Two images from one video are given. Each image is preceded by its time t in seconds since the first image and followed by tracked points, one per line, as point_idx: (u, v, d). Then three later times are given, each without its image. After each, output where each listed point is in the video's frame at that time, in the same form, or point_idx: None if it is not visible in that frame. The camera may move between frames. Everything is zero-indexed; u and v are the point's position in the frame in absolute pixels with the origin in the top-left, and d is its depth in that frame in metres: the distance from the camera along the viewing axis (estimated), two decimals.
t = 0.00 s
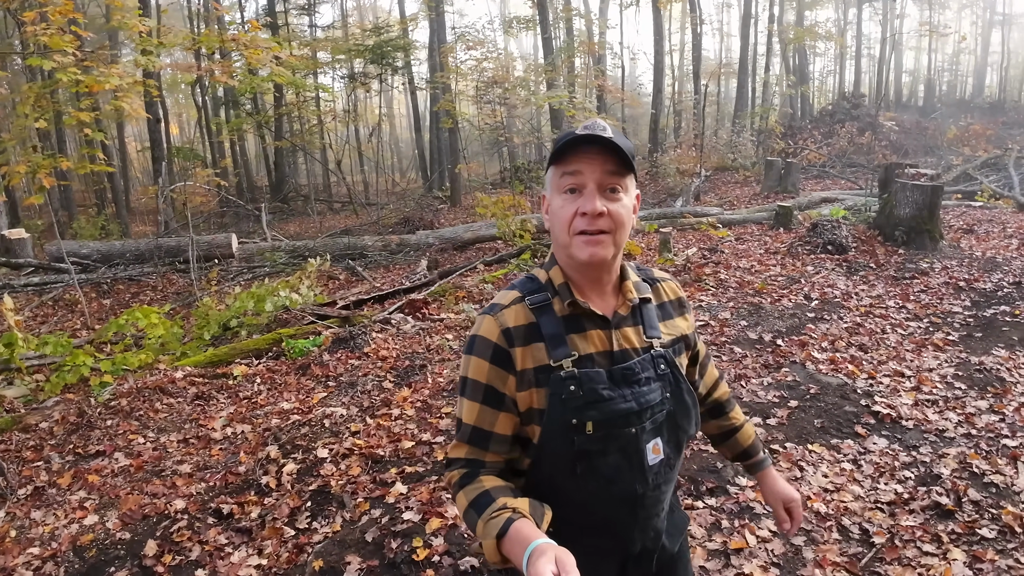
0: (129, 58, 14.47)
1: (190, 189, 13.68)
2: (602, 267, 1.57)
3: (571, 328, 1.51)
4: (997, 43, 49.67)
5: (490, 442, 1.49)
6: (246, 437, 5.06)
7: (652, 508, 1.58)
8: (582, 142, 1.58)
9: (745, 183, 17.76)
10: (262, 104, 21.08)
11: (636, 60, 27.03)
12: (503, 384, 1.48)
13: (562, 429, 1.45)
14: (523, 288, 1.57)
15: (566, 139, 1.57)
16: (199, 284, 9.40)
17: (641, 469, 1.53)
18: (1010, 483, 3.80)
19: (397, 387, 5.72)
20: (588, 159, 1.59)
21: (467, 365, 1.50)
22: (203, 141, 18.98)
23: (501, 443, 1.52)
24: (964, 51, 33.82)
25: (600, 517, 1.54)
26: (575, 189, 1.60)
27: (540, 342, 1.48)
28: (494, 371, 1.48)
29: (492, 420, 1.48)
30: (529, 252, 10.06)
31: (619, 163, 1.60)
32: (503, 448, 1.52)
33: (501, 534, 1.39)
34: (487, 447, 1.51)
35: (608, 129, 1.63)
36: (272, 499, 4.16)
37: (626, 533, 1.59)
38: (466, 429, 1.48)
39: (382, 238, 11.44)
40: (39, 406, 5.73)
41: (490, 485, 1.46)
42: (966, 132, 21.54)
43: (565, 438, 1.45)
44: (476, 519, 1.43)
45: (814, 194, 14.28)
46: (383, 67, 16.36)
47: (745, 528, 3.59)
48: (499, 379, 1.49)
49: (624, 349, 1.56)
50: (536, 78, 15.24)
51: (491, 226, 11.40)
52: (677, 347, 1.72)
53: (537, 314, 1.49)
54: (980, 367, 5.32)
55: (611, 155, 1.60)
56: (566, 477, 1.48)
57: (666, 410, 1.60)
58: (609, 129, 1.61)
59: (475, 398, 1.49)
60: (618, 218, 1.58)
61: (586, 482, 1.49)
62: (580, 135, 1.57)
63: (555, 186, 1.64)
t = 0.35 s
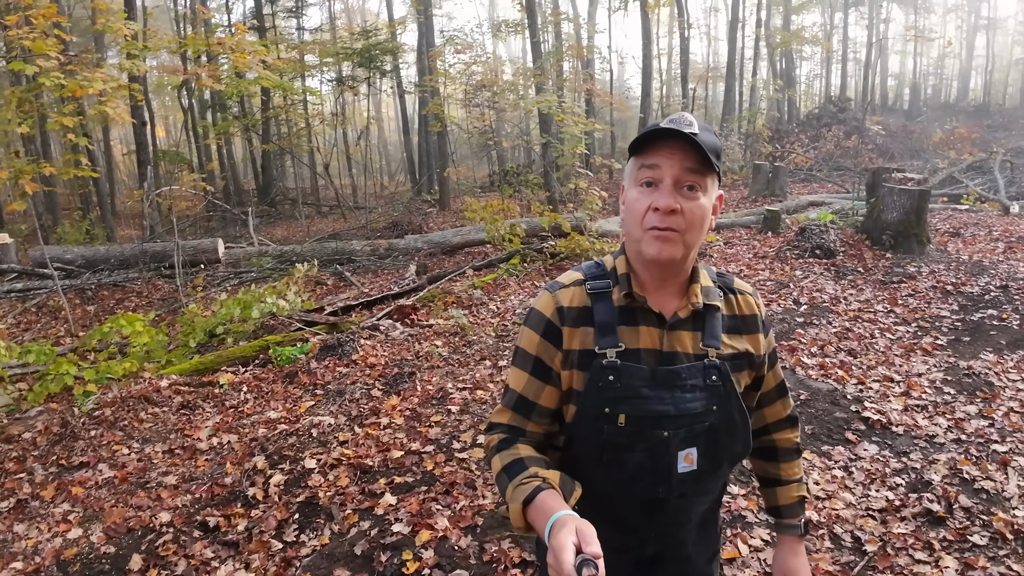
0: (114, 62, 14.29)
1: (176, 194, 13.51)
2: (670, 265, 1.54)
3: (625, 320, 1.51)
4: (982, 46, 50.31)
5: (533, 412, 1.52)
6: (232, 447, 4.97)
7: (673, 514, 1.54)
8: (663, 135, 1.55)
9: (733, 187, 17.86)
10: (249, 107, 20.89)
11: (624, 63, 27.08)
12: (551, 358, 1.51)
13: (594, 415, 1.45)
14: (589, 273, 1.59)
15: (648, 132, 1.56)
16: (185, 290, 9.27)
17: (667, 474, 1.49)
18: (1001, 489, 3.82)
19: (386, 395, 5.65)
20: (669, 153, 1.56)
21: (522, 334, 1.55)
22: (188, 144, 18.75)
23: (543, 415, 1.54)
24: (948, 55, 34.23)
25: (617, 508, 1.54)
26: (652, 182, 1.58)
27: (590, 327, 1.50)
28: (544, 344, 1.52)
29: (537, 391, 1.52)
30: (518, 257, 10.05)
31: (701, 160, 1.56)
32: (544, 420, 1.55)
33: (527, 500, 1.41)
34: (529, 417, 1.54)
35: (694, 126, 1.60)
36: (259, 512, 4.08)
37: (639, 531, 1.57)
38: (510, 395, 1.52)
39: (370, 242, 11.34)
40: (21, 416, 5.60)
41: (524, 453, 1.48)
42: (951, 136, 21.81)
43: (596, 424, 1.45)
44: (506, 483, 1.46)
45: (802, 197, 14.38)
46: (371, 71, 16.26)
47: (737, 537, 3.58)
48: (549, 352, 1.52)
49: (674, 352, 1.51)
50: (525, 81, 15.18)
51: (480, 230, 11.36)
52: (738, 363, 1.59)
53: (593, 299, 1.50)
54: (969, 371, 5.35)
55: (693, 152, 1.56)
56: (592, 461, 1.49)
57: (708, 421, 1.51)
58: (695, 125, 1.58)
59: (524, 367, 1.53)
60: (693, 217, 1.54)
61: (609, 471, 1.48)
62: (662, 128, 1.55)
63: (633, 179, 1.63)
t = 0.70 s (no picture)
0: (88, 69, 14.01)
1: (152, 203, 13.24)
2: (682, 267, 1.55)
3: (632, 326, 1.52)
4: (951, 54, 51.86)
5: (546, 413, 1.57)
6: (217, 460, 4.86)
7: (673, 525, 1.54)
8: (665, 138, 1.58)
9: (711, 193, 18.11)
10: (226, 115, 20.63)
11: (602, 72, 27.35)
12: (561, 360, 1.56)
13: (596, 420, 1.48)
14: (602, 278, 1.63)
15: (653, 135, 1.58)
16: (164, 301, 9.08)
17: (667, 484, 1.49)
18: (986, 487, 3.92)
19: (373, 405, 5.59)
20: (674, 156, 1.59)
21: (533, 335, 1.61)
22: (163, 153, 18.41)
23: (556, 417, 1.60)
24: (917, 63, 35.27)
25: (617, 513, 1.56)
26: (659, 186, 1.60)
27: (598, 331, 1.54)
28: (553, 346, 1.57)
29: (549, 393, 1.57)
30: (501, 265, 10.06)
31: (704, 162, 1.58)
32: (557, 421, 1.60)
33: (537, 500, 1.45)
34: (542, 418, 1.59)
35: (695, 129, 1.62)
36: (247, 526, 3.99)
37: (638, 538, 1.58)
38: (524, 396, 1.58)
39: (352, 251, 11.23)
40: None
41: (536, 455, 1.53)
42: (923, 142, 22.45)
43: (596, 428, 1.48)
44: (516, 484, 1.50)
45: (779, 204, 14.65)
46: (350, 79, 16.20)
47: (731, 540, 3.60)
48: (560, 355, 1.58)
49: (680, 361, 1.51)
50: (505, 90, 15.22)
51: (462, 238, 11.33)
52: (750, 377, 1.55)
53: (603, 304, 1.53)
54: (950, 372, 5.49)
55: (697, 154, 1.58)
56: (593, 466, 1.52)
57: (713, 434, 1.49)
58: (696, 127, 1.61)
59: (535, 368, 1.59)
60: (702, 217, 1.55)
61: (609, 476, 1.51)
62: (667, 131, 1.57)
63: (640, 184, 1.64)
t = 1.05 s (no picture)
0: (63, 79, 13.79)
1: (133, 214, 13.10)
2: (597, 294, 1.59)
3: (591, 338, 1.56)
4: (916, 59, 53.52)
5: (514, 426, 1.61)
6: (215, 468, 4.85)
7: (646, 541, 1.50)
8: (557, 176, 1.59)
9: (690, 198, 18.49)
10: (204, 125, 20.44)
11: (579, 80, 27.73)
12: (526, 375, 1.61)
13: (559, 434, 1.50)
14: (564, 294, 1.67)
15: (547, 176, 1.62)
16: (149, 313, 8.98)
17: (634, 497, 1.47)
18: (968, 470, 4.15)
19: (370, 410, 5.63)
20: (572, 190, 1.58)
21: (500, 353, 1.66)
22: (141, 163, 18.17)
23: (524, 430, 1.63)
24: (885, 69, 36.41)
25: (590, 531, 1.53)
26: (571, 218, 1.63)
27: (558, 345, 1.57)
28: (518, 361, 1.61)
29: (516, 407, 1.61)
30: (488, 270, 10.11)
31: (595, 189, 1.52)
32: (525, 434, 1.63)
33: (505, 514, 1.47)
34: (510, 432, 1.62)
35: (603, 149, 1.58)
36: (252, 530, 4.02)
37: (613, 556, 1.54)
38: (492, 411, 1.63)
39: (337, 259, 11.23)
40: None
41: (504, 468, 1.55)
42: (893, 146, 23.22)
43: (560, 442, 1.50)
44: (485, 500, 1.52)
45: (756, 207, 15.04)
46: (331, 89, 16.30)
47: (728, 527, 3.77)
48: (526, 369, 1.62)
49: (638, 370, 1.52)
50: (487, 97, 15.38)
51: (447, 245, 11.41)
52: (713, 384, 1.54)
53: (564, 319, 1.57)
54: (928, 364, 5.75)
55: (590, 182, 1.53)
56: (559, 479, 1.52)
57: (678, 444, 1.48)
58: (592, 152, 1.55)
59: (503, 384, 1.63)
60: (602, 247, 1.53)
61: (577, 490, 1.50)
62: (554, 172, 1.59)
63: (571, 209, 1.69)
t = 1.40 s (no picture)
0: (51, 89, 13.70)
1: (124, 223, 13.04)
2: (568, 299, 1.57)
3: (549, 352, 1.57)
4: (896, 61, 54.53)
5: (479, 444, 1.68)
6: (221, 473, 4.90)
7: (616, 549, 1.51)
8: (524, 179, 1.58)
9: (678, 200, 18.75)
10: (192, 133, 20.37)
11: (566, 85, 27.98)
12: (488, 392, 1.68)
13: (522, 449, 1.52)
14: (523, 308, 1.69)
15: (514, 178, 1.60)
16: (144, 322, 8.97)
17: (600, 507, 1.48)
18: (957, 457, 4.32)
19: (371, 413, 5.70)
20: (539, 193, 1.57)
21: (465, 373, 1.73)
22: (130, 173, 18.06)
23: (490, 446, 1.70)
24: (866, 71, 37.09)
25: (561, 542, 1.55)
26: (535, 223, 1.61)
27: (518, 361, 1.61)
28: (480, 378, 1.68)
29: (481, 424, 1.68)
30: (481, 275, 10.19)
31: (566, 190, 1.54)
32: (491, 451, 1.70)
33: (471, 531, 1.53)
34: (476, 449, 1.70)
35: (562, 155, 1.57)
36: (262, 532, 4.07)
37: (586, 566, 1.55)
38: (458, 429, 1.71)
39: (331, 266, 11.26)
40: None
41: (470, 486, 1.62)
42: (876, 146, 23.72)
43: (524, 456, 1.52)
44: (452, 517, 1.59)
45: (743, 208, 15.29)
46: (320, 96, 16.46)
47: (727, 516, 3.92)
48: (488, 387, 1.69)
49: (598, 380, 1.53)
50: (476, 103, 15.52)
51: (440, 249, 11.48)
52: (675, 389, 1.52)
53: (521, 334, 1.60)
54: (915, 357, 5.93)
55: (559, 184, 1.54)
56: (525, 492, 1.54)
57: (643, 452, 1.48)
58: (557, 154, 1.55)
59: (467, 402, 1.71)
60: (576, 249, 1.54)
61: (544, 502, 1.51)
62: (524, 173, 1.57)
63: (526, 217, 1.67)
